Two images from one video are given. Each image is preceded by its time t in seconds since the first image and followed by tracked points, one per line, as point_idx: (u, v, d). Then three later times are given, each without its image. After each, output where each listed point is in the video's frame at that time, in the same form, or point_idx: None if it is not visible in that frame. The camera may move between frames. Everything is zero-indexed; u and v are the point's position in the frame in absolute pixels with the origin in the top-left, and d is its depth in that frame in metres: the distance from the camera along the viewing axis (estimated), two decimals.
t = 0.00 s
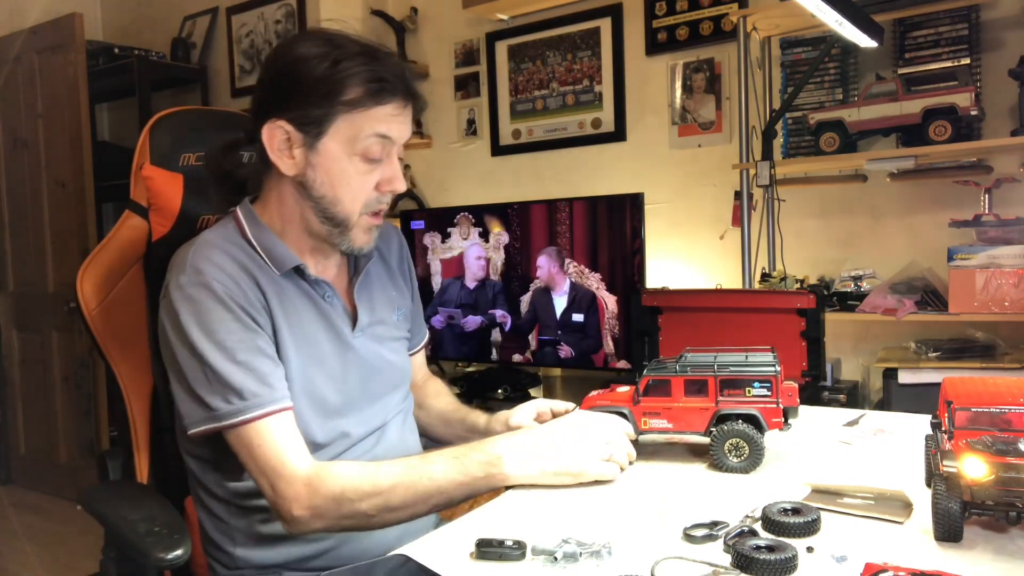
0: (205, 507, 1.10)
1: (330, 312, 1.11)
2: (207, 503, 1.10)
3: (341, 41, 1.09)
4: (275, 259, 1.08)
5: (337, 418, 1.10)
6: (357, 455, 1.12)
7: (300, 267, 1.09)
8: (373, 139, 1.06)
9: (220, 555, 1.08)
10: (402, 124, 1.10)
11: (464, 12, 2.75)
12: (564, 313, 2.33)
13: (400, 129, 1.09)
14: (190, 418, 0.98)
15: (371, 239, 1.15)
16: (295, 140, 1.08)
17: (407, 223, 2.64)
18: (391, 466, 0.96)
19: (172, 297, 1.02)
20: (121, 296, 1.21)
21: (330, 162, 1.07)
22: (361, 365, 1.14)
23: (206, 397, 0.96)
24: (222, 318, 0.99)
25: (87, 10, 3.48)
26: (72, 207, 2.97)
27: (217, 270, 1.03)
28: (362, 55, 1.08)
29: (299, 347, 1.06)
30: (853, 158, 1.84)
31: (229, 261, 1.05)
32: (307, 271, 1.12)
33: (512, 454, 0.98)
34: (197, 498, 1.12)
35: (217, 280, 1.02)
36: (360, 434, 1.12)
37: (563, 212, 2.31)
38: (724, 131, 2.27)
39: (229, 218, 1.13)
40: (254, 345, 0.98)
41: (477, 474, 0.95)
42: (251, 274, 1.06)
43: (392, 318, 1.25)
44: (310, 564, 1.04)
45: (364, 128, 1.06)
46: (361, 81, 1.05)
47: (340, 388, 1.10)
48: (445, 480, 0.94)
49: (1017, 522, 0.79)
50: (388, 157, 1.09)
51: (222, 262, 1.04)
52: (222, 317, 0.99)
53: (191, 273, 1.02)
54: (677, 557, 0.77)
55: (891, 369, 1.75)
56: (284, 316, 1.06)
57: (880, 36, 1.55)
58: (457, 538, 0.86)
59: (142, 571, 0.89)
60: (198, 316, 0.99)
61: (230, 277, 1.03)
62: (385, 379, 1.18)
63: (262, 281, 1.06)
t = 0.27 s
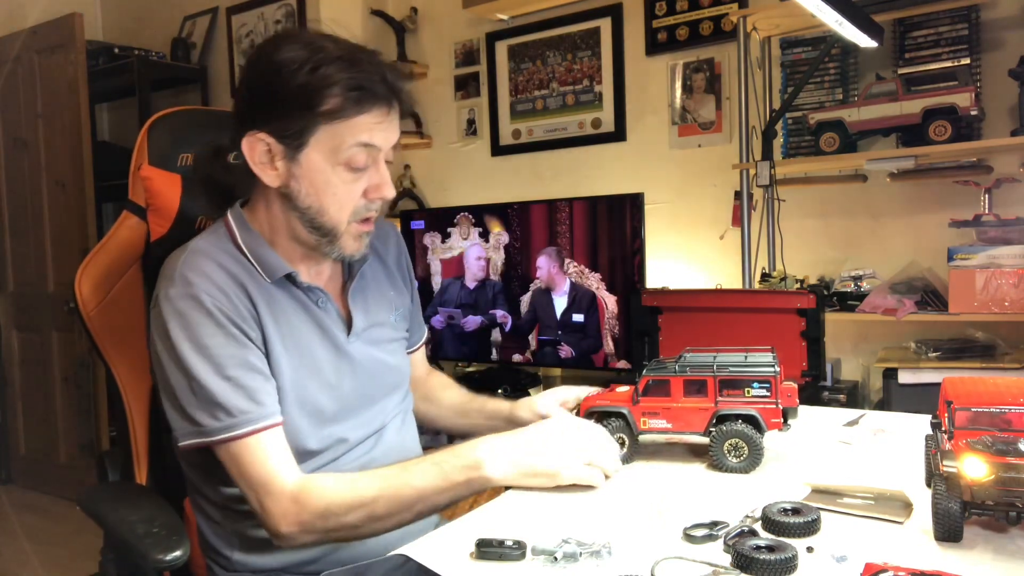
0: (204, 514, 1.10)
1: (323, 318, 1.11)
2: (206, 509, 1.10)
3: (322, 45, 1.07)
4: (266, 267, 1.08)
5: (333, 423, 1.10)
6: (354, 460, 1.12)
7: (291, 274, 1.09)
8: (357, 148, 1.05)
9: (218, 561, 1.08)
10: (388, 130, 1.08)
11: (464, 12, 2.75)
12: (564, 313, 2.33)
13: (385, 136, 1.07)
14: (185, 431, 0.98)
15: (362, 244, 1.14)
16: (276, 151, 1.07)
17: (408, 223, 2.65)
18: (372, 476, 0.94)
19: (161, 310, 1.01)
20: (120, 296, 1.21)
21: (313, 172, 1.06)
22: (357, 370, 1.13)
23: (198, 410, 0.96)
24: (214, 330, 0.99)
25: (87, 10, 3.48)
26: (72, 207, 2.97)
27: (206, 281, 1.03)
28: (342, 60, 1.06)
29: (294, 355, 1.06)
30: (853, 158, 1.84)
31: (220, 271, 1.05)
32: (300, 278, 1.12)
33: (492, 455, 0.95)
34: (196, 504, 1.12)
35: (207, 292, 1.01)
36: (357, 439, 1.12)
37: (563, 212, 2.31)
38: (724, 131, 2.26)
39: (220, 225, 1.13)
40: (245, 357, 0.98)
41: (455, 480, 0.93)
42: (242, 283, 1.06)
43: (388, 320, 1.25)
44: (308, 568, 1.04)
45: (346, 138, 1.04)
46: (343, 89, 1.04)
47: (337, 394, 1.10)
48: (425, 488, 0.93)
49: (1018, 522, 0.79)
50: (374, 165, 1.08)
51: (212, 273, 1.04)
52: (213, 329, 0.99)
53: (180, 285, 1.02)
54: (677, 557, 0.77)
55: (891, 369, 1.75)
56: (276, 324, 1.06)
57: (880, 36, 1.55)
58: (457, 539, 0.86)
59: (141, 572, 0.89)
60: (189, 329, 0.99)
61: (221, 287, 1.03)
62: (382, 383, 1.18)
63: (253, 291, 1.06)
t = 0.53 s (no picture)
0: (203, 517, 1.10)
1: (322, 320, 1.11)
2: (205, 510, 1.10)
3: (311, 48, 1.05)
4: (263, 270, 1.08)
5: (334, 425, 1.10)
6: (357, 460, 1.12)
7: (289, 277, 1.09)
8: (350, 154, 1.05)
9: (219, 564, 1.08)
10: (379, 134, 1.08)
11: (464, 12, 2.75)
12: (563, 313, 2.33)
13: (377, 141, 1.07)
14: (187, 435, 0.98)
15: (358, 248, 1.15)
16: (267, 158, 1.07)
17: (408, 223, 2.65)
18: (386, 476, 0.94)
19: (159, 314, 1.01)
20: (120, 296, 1.21)
21: (305, 180, 1.06)
22: (358, 370, 1.13)
23: (200, 414, 0.96)
24: (213, 333, 0.98)
25: (87, 10, 3.48)
26: (72, 207, 2.97)
27: (203, 285, 1.02)
28: (331, 63, 1.04)
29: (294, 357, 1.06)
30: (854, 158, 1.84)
31: (217, 275, 1.05)
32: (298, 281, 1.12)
33: (507, 455, 0.97)
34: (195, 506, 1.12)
35: (205, 296, 1.01)
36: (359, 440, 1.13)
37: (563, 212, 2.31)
38: (724, 131, 2.27)
39: (216, 229, 1.13)
40: (245, 359, 0.98)
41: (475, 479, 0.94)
42: (239, 286, 1.05)
43: (388, 321, 1.25)
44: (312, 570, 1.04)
45: (337, 144, 1.04)
46: (332, 95, 1.03)
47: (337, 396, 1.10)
48: (440, 489, 0.93)
49: (1018, 522, 0.79)
50: (367, 169, 1.08)
51: (210, 276, 1.04)
52: (213, 333, 0.98)
53: (177, 290, 1.02)
54: (677, 557, 0.77)
55: (891, 369, 1.75)
56: (276, 327, 1.06)
57: (880, 36, 1.55)
58: (457, 539, 0.86)
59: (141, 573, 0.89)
60: (188, 334, 0.98)
61: (219, 291, 1.03)
62: (383, 384, 1.18)
63: (252, 294, 1.06)
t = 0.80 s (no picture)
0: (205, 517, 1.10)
1: (324, 322, 1.11)
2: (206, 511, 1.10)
3: (314, 50, 1.05)
4: (265, 272, 1.08)
5: (335, 427, 1.10)
6: (357, 461, 1.12)
7: (291, 279, 1.09)
8: (353, 158, 1.05)
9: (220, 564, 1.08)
10: (382, 138, 1.08)
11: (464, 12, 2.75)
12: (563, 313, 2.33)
13: (380, 145, 1.07)
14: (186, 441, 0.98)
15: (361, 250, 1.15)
16: (270, 162, 1.07)
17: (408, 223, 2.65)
18: (373, 484, 0.94)
19: (159, 318, 1.01)
20: (120, 296, 1.21)
21: (308, 184, 1.06)
22: (359, 372, 1.13)
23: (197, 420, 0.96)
24: (212, 339, 0.98)
25: (87, 10, 3.48)
26: (72, 207, 2.97)
27: (203, 289, 1.02)
28: (335, 68, 1.04)
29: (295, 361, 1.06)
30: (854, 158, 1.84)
31: (218, 278, 1.05)
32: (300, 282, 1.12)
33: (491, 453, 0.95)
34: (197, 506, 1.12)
35: (205, 300, 1.01)
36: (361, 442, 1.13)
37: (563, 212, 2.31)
38: (724, 131, 2.27)
39: (218, 230, 1.13)
40: (243, 365, 0.98)
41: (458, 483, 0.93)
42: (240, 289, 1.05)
43: (391, 321, 1.25)
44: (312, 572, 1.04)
45: (341, 148, 1.04)
46: (336, 99, 1.03)
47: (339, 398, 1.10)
48: (424, 493, 0.93)
49: (1018, 522, 0.79)
50: (370, 173, 1.08)
51: (210, 279, 1.04)
52: (212, 339, 0.98)
53: (176, 293, 1.02)
54: (676, 557, 0.77)
55: (891, 369, 1.75)
56: (277, 330, 1.06)
57: (880, 36, 1.55)
58: (457, 539, 0.86)
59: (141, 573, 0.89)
60: (187, 339, 0.98)
61: (219, 295, 1.03)
62: (385, 385, 1.18)
63: (252, 297, 1.06)
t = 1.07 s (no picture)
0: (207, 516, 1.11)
1: (317, 322, 1.10)
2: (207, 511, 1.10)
3: (319, 46, 1.06)
4: (260, 273, 1.08)
5: (328, 428, 1.10)
6: (353, 461, 1.12)
7: (284, 279, 1.09)
8: (356, 150, 1.06)
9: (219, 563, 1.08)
10: (385, 133, 1.09)
11: (464, 12, 2.75)
12: (564, 313, 2.33)
13: (383, 139, 1.08)
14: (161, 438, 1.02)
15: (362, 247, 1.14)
16: (272, 154, 1.07)
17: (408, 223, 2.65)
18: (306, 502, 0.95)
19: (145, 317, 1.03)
20: (119, 296, 1.22)
21: (311, 177, 1.06)
22: (353, 372, 1.13)
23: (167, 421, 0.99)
24: (190, 343, 1.00)
25: (87, 10, 3.48)
26: (72, 207, 2.97)
27: (188, 290, 1.03)
28: (340, 62, 1.06)
29: (282, 363, 1.06)
30: (854, 158, 1.84)
31: (208, 278, 1.05)
32: (294, 283, 1.11)
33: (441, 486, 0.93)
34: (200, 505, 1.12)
35: (190, 302, 1.02)
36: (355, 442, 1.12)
37: (563, 212, 2.31)
38: (724, 131, 2.27)
39: (215, 230, 1.13)
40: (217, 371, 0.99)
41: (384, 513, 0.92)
42: (229, 291, 1.06)
43: (389, 320, 1.24)
44: (311, 572, 1.04)
45: (344, 140, 1.05)
46: (340, 93, 1.04)
47: (332, 399, 1.09)
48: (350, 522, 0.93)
49: (1018, 522, 0.78)
50: (372, 167, 1.08)
51: (199, 280, 1.04)
52: (190, 343, 1.00)
53: (162, 294, 1.02)
54: (676, 557, 0.77)
55: (891, 369, 1.75)
56: (264, 332, 1.06)
57: (880, 36, 1.55)
58: (457, 539, 0.86)
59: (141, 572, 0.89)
60: (167, 342, 1.00)
61: (206, 297, 1.03)
62: (382, 385, 1.17)
63: (241, 299, 1.06)
